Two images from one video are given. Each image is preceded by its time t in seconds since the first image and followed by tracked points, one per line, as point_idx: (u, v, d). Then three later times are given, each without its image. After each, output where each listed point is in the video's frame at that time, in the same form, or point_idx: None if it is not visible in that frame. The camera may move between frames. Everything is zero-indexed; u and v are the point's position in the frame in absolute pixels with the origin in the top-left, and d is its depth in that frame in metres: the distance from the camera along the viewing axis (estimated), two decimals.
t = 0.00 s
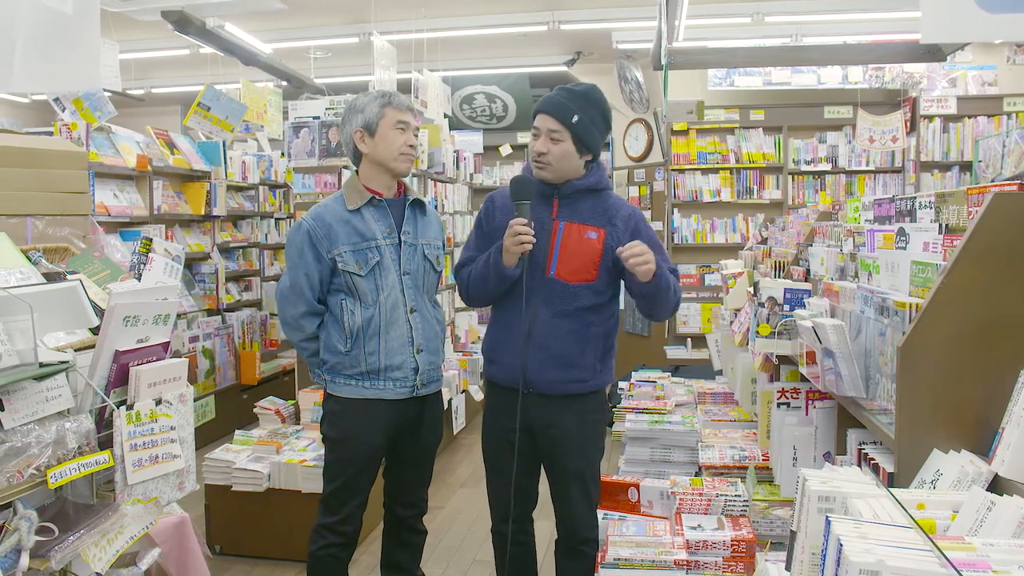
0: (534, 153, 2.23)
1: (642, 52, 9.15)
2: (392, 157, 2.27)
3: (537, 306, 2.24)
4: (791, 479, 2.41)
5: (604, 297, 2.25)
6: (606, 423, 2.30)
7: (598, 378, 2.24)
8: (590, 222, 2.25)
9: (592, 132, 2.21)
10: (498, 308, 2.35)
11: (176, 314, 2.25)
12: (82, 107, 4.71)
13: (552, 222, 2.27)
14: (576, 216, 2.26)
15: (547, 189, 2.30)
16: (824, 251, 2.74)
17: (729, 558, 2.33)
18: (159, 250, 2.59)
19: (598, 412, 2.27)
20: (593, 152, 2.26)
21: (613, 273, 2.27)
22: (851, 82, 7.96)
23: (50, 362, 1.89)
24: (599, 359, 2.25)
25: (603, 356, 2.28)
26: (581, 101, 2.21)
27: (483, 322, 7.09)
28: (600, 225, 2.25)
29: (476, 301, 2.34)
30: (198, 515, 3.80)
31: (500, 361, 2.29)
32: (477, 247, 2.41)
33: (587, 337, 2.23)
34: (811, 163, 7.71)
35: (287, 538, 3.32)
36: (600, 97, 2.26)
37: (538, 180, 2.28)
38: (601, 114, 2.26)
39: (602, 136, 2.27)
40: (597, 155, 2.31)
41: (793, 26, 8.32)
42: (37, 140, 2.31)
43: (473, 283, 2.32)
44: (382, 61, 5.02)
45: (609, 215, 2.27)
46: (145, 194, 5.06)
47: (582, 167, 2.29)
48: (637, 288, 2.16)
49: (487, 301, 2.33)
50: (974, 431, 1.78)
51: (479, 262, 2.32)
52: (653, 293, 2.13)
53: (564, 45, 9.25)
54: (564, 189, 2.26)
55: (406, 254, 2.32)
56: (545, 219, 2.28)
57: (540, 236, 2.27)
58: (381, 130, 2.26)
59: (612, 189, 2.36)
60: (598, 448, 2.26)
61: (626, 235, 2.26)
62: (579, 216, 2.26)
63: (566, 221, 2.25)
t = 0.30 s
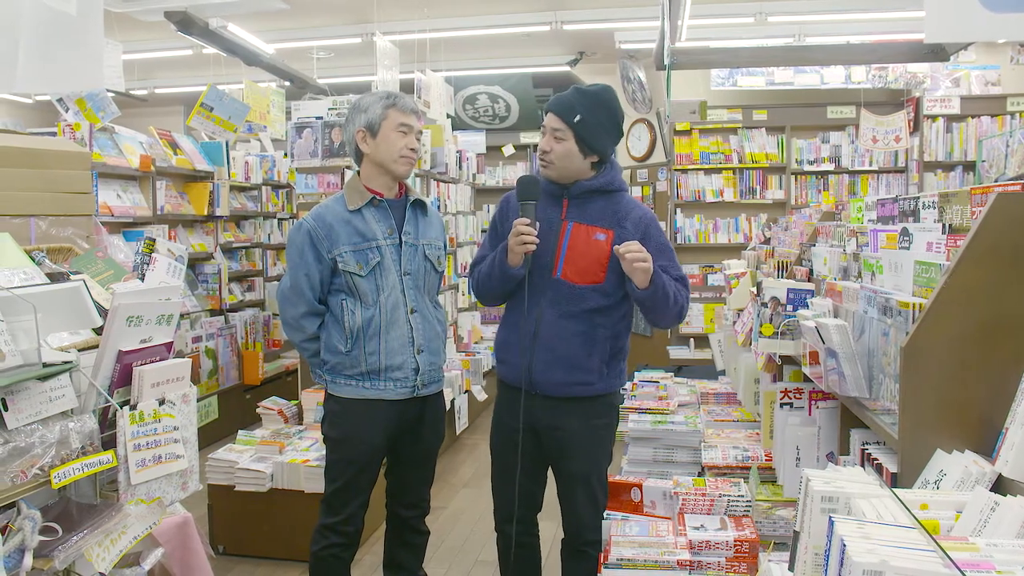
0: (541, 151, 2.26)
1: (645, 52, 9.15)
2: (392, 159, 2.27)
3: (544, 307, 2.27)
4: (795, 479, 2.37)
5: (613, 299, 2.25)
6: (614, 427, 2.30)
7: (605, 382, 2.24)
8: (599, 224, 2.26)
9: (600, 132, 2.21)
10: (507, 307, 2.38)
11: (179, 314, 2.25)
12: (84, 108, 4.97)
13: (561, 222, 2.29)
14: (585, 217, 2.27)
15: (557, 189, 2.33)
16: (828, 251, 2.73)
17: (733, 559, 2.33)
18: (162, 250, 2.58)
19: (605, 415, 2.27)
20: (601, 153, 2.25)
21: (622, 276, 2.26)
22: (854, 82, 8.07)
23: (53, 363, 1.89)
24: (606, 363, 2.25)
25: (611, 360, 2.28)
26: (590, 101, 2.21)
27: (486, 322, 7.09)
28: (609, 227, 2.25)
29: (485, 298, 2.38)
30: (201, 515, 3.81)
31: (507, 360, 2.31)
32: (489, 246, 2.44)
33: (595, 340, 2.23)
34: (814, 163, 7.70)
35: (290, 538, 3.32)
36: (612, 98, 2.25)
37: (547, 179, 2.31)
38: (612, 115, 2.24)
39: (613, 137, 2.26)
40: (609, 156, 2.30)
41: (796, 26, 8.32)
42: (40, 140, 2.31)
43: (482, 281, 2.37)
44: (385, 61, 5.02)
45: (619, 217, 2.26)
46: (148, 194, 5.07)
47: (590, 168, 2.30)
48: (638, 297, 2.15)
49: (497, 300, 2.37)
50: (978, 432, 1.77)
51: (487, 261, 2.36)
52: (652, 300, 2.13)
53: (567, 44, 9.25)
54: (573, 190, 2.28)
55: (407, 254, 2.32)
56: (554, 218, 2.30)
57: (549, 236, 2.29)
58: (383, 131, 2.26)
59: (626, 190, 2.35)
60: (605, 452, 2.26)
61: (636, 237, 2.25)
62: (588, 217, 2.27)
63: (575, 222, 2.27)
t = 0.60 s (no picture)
0: (535, 153, 2.27)
1: (646, 51, 9.15)
2: (392, 162, 2.26)
3: (541, 307, 2.27)
4: (795, 480, 2.35)
5: (610, 300, 2.24)
6: (613, 427, 2.30)
7: (603, 382, 2.24)
8: (596, 225, 2.26)
9: (593, 134, 2.20)
10: (507, 307, 2.39)
11: (179, 314, 2.25)
12: (86, 108, 4.98)
13: (558, 221, 2.29)
14: (583, 218, 2.27)
15: (555, 190, 2.33)
16: (829, 251, 2.73)
17: (734, 559, 2.33)
18: (163, 250, 2.58)
19: (604, 415, 2.27)
20: (595, 155, 2.24)
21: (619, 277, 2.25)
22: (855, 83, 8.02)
23: (54, 363, 1.89)
24: (603, 364, 2.25)
25: (609, 360, 2.28)
26: (580, 103, 2.19)
27: (488, 323, 7.09)
28: (606, 228, 2.25)
29: (484, 296, 2.40)
30: (202, 515, 3.81)
31: (506, 360, 2.32)
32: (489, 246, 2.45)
33: (592, 341, 2.23)
34: (815, 163, 7.70)
35: (291, 538, 3.32)
36: (608, 99, 2.23)
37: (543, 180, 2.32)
38: (606, 116, 2.22)
39: (609, 139, 2.25)
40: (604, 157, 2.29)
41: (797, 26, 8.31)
42: (41, 140, 2.31)
43: (479, 280, 2.40)
44: (386, 61, 5.03)
45: (617, 217, 2.26)
46: (150, 194, 5.07)
47: (587, 169, 2.29)
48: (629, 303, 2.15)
49: (497, 298, 2.39)
50: (979, 432, 1.77)
51: (485, 260, 2.38)
52: (641, 306, 2.12)
53: (568, 45, 9.24)
54: (570, 190, 2.28)
55: (408, 254, 2.32)
56: (551, 219, 2.31)
57: (546, 236, 2.30)
58: (385, 133, 2.25)
59: (626, 190, 2.34)
60: (604, 452, 2.27)
61: (633, 239, 2.24)
62: (586, 218, 2.27)
63: (572, 223, 2.27)
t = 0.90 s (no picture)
0: (532, 154, 2.28)
1: (646, 51, 9.15)
2: (390, 162, 2.26)
3: (540, 307, 2.28)
4: (795, 480, 2.35)
5: (608, 298, 2.25)
6: (612, 427, 2.31)
7: (602, 381, 2.25)
8: (591, 224, 2.26)
9: (589, 132, 2.22)
10: (504, 308, 2.39)
11: (179, 314, 2.25)
12: (87, 108, 4.97)
13: (554, 221, 2.30)
14: (578, 217, 2.28)
15: (550, 190, 2.33)
16: (829, 251, 2.73)
17: (734, 559, 2.33)
18: (163, 250, 2.57)
19: (603, 415, 2.27)
20: (593, 151, 2.26)
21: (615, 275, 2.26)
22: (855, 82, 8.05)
23: (54, 363, 1.89)
24: (601, 363, 2.26)
25: (608, 359, 2.29)
26: (577, 102, 2.21)
27: (488, 323, 7.09)
28: (601, 226, 2.26)
29: (482, 303, 2.38)
30: (202, 515, 3.81)
31: (504, 361, 2.32)
32: (485, 248, 2.44)
33: (591, 340, 2.24)
34: (815, 163, 7.70)
35: (291, 538, 3.32)
36: (603, 97, 2.26)
37: (539, 182, 2.33)
38: (601, 114, 2.25)
39: (603, 137, 2.28)
40: (599, 155, 2.31)
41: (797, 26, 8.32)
42: (41, 140, 2.31)
43: (474, 283, 2.38)
44: (386, 61, 5.03)
45: (613, 217, 2.27)
46: (150, 194, 5.07)
47: (583, 167, 2.31)
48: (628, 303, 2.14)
49: (493, 303, 2.38)
50: (978, 431, 1.77)
51: (480, 265, 2.37)
52: (638, 307, 2.12)
53: (568, 45, 9.25)
54: (566, 190, 2.29)
55: (407, 254, 2.32)
56: (547, 219, 2.31)
57: (543, 236, 2.30)
58: (382, 134, 2.25)
59: (620, 189, 2.36)
60: (603, 451, 2.27)
61: (628, 237, 2.25)
62: (582, 217, 2.28)
63: (567, 222, 2.28)
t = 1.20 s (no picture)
0: (528, 152, 2.28)
1: (646, 51, 9.15)
2: (370, 164, 2.26)
3: (539, 307, 2.28)
4: (795, 480, 2.35)
5: (606, 297, 2.26)
6: (612, 427, 2.32)
7: (602, 380, 2.26)
8: (588, 222, 2.27)
9: (584, 128, 2.23)
10: (502, 310, 2.39)
11: (179, 314, 2.25)
12: (87, 108, 4.96)
13: (551, 221, 2.30)
14: (575, 216, 2.28)
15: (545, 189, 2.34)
16: (829, 251, 2.73)
17: (734, 559, 2.33)
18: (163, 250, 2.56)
19: (603, 414, 2.28)
20: (588, 147, 2.27)
21: (615, 273, 2.26)
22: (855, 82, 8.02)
23: (53, 363, 1.89)
24: (602, 361, 2.26)
25: (608, 357, 2.29)
26: (572, 100, 2.24)
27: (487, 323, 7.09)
28: (597, 224, 2.26)
29: (478, 305, 2.37)
30: (202, 516, 3.81)
31: (503, 363, 2.32)
32: (480, 249, 2.44)
33: (592, 339, 2.24)
34: (815, 163, 7.70)
35: (290, 537, 3.32)
36: (595, 95, 2.29)
37: (535, 181, 2.33)
38: (595, 111, 2.28)
39: (597, 133, 2.29)
40: (595, 153, 2.32)
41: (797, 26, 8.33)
42: (41, 140, 2.31)
43: (472, 286, 2.37)
44: (386, 61, 5.03)
45: (609, 214, 2.27)
46: (150, 195, 5.06)
47: (579, 165, 2.32)
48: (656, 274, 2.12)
49: (490, 306, 2.37)
50: (979, 431, 1.77)
51: (478, 267, 2.36)
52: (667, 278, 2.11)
53: (568, 45, 9.24)
54: (561, 189, 2.29)
55: (404, 254, 2.31)
56: (544, 219, 2.31)
57: (540, 237, 2.30)
58: (360, 138, 2.26)
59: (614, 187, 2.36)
60: (603, 450, 2.28)
61: (625, 233, 2.25)
62: (578, 215, 2.28)
63: (564, 221, 2.28)
